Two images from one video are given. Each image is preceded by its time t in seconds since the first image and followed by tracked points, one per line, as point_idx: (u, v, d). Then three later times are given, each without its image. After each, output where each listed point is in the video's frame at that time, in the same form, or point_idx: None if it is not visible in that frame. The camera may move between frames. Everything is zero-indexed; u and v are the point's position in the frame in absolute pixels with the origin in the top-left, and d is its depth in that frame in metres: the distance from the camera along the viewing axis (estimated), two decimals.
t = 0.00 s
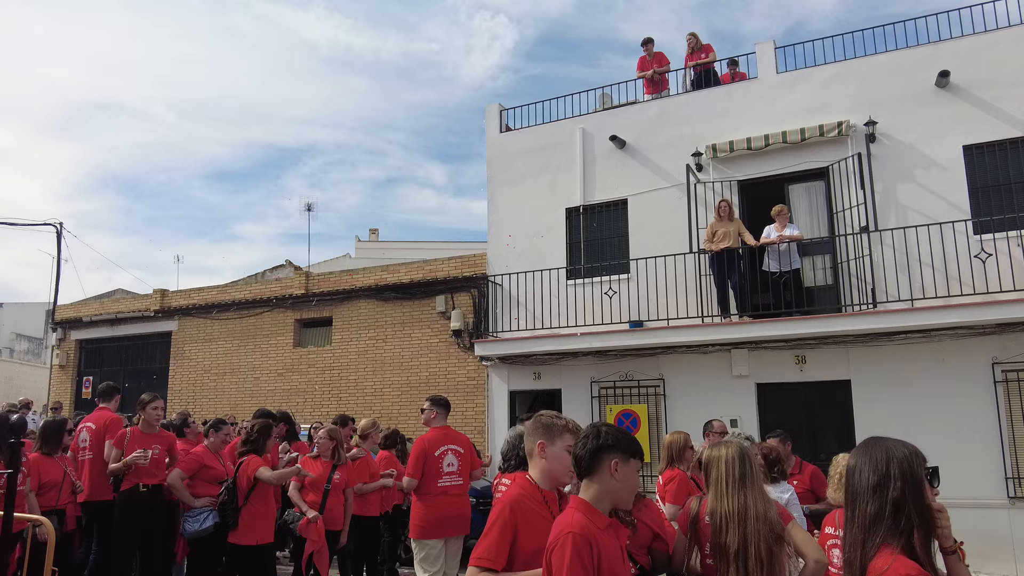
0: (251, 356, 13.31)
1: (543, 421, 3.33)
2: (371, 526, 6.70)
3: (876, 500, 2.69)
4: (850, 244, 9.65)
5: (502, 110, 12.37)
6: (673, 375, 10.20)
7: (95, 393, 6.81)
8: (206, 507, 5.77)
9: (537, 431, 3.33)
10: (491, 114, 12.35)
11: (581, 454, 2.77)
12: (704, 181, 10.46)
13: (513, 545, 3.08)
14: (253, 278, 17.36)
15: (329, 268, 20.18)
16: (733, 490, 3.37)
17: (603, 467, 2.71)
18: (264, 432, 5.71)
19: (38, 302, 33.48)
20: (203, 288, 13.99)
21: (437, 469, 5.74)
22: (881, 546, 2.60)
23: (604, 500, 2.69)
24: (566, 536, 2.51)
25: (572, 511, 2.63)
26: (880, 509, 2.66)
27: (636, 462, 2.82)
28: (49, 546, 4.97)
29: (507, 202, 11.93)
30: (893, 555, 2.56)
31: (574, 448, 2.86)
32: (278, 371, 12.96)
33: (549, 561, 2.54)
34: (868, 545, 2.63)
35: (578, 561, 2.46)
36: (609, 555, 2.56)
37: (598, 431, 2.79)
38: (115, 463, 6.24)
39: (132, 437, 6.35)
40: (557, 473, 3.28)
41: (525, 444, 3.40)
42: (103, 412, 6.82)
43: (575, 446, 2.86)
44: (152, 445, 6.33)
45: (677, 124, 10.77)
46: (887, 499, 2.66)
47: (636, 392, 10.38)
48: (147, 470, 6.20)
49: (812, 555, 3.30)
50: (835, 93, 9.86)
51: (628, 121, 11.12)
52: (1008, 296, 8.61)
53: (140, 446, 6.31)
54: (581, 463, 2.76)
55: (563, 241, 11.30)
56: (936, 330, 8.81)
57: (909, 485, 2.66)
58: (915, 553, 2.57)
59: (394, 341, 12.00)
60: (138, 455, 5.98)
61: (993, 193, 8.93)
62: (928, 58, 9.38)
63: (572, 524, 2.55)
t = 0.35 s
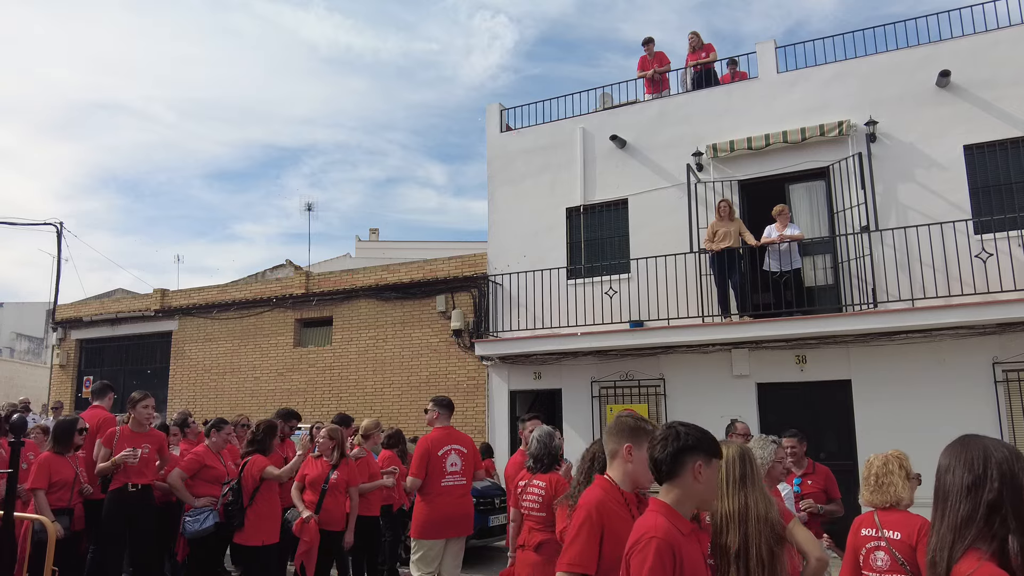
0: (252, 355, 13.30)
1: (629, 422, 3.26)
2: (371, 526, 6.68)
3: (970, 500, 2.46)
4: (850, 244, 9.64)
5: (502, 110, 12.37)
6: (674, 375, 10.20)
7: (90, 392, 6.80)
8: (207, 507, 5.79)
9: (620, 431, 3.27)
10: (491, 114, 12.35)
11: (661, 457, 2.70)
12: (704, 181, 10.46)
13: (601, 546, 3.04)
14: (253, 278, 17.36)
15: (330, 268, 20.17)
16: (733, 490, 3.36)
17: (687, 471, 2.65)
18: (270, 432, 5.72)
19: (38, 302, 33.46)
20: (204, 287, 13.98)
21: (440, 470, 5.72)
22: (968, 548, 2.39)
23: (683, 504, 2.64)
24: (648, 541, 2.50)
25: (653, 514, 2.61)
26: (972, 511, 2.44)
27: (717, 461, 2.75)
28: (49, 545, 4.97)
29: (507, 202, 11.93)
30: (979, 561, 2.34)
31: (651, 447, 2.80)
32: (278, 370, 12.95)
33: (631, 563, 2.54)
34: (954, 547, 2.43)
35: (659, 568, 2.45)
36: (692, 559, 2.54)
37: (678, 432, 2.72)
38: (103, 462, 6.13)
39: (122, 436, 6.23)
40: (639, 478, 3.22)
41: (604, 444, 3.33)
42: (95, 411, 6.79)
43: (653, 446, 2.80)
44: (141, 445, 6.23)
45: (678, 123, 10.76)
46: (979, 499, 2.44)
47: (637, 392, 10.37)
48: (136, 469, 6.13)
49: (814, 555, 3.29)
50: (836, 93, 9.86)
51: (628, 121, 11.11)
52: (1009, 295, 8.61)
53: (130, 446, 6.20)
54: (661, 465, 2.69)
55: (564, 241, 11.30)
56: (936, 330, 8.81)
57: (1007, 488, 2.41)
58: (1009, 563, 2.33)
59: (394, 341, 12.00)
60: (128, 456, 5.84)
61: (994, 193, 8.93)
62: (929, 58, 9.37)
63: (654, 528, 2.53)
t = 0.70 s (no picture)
0: (252, 355, 13.30)
1: (692, 427, 3.05)
2: (370, 525, 6.67)
3: None
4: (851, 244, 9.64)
5: (502, 110, 12.37)
6: (674, 375, 10.19)
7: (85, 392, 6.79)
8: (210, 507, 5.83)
9: (680, 438, 3.07)
10: (492, 114, 12.35)
11: (755, 466, 2.50)
12: (704, 181, 10.47)
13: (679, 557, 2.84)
14: (254, 278, 17.37)
15: (330, 268, 20.18)
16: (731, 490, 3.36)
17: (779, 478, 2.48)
18: (275, 433, 5.60)
19: (38, 302, 33.46)
20: (204, 287, 13.98)
21: (432, 469, 5.73)
22: None
23: (780, 513, 2.49)
24: (772, 561, 2.30)
25: (756, 529, 2.42)
26: None
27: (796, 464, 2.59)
28: (49, 547, 4.97)
29: (507, 202, 11.93)
30: None
31: (731, 457, 2.61)
32: (278, 370, 12.95)
33: None
34: None
35: None
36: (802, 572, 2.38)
37: (765, 439, 2.54)
38: (100, 464, 6.13)
39: (119, 438, 6.26)
40: (707, 484, 3.01)
41: (666, 453, 3.12)
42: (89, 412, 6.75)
43: (733, 455, 2.60)
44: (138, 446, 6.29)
45: (678, 123, 10.76)
46: None
47: (637, 392, 10.37)
48: (133, 472, 6.15)
49: (815, 555, 3.27)
50: (836, 92, 9.86)
51: (629, 120, 11.11)
52: (1009, 295, 8.61)
53: (127, 447, 6.23)
54: (752, 476, 2.50)
55: (564, 241, 11.30)
56: (936, 330, 8.81)
57: None
58: None
59: (394, 341, 12.00)
60: (126, 458, 5.94)
61: (994, 193, 8.92)
62: (929, 57, 9.37)
63: (769, 545, 2.34)
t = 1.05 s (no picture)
0: (252, 355, 13.30)
1: (783, 438, 2.83)
2: (370, 525, 6.68)
3: None
4: (852, 244, 9.64)
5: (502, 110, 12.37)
6: (675, 375, 10.19)
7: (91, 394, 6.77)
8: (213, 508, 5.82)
9: (765, 450, 2.86)
10: (492, 114, 12.36)
11: (848, 475, 2.34)
12: (704, 181, 10.48)
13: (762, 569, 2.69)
14: (254, 278, 17.38)
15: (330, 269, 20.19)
16: (733, 491, 3.38)
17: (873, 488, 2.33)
18: (282, 434, 5.48)
19: (39, 302, 33.47)
20: (205, 287, 13.99)
21: (416, 469, 5.76)
22: None
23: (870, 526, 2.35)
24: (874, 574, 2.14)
25: (850, 539, 2.27)
26: None
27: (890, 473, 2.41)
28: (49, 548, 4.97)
29: (508, 202, 11.93)
30: None
31: (820, 463, 2.44)
32: (279, 370, 12.95)
33: None
34: None
35: None
36: None
37: (861, 449, 2.36)
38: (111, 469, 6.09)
39: (134, 442, 6.23)
40: (790, 500, 2.83)
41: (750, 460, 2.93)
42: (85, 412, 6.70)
43: (826, 463, 2.43)
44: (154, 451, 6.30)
45: (678, 124, 10.76)
46: None
47: (638, 392, 10.37)
48: (146, 479, 6.16)
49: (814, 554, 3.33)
50: (836, 93, 9.86)
51: (629, 121, 11.11)
52: (1009, 296, 8.61)
53: (143, 451, 6.23)
54: (844, 486, 2.35)
55: (564, 241, 11.30)
56: (937, 330, 8.81)
57: None
58: None
59: (393, 341, 12.01)
60: (144, 464, 5.98)
61: (994, 193, 8.93)
62: (929, 58, 9.37)
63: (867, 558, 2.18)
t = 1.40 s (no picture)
0: (253, 355, 13.30)
1: (848, 449, 2.85)
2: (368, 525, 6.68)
3: None
4: (852, 244, 9.63)
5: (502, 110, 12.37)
6: (675, 375, 10.19)
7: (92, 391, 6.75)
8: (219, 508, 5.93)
9: (831, 459, 2.89)
10: (492, 114, 12.36)
11: (899, 473, 2.32)
12: (704, 181, 10.48)
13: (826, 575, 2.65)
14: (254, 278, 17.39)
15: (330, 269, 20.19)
16: (733, 491, 3.37)
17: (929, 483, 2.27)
18: (288, 436, 5.48)
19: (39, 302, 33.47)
20: (205, 288, 13.99)
21: (402, 469, 5.80)
22: None
23: (937, 523, 2.27)
24: (934, 566, 2.07)
25: (913, 538, 2.20)
26: None
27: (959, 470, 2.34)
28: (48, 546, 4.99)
29: (508, 202, 11.93)
30: None
31: (876, 463, 2.44)
32: (279, 370, 12.95)
33: None
34: None
35: None
36: None
37: (910, 443, 2.33)
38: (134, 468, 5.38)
39: (159, 439, 5.56)
40: (852, 511, 2.83)
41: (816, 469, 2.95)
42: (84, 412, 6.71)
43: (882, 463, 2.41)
44: (180, 448, 5.64)
45: (679, 124, 10.76)
46: None
47: (638, 392, 10.36)
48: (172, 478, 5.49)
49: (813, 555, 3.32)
50: (836, 93, 9.86)
51: (629, 121, 11.11)
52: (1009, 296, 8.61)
53: (169, 449, 5.57)
54: (896, 483, 2.33)
55: (564, 241, 11.30)
56: (937, 330, 8.81)
57: None
58: None
59: (392, 341, 12.02)
60: (173, 461, 5.29)
61: (994, 193, 8.92)
62: (929, 58, 9.37)
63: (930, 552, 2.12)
